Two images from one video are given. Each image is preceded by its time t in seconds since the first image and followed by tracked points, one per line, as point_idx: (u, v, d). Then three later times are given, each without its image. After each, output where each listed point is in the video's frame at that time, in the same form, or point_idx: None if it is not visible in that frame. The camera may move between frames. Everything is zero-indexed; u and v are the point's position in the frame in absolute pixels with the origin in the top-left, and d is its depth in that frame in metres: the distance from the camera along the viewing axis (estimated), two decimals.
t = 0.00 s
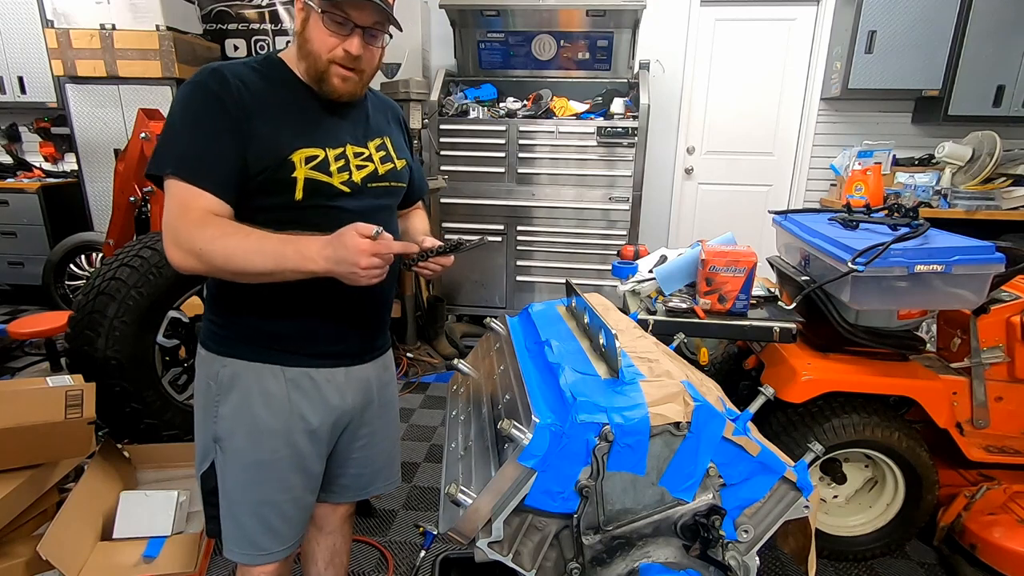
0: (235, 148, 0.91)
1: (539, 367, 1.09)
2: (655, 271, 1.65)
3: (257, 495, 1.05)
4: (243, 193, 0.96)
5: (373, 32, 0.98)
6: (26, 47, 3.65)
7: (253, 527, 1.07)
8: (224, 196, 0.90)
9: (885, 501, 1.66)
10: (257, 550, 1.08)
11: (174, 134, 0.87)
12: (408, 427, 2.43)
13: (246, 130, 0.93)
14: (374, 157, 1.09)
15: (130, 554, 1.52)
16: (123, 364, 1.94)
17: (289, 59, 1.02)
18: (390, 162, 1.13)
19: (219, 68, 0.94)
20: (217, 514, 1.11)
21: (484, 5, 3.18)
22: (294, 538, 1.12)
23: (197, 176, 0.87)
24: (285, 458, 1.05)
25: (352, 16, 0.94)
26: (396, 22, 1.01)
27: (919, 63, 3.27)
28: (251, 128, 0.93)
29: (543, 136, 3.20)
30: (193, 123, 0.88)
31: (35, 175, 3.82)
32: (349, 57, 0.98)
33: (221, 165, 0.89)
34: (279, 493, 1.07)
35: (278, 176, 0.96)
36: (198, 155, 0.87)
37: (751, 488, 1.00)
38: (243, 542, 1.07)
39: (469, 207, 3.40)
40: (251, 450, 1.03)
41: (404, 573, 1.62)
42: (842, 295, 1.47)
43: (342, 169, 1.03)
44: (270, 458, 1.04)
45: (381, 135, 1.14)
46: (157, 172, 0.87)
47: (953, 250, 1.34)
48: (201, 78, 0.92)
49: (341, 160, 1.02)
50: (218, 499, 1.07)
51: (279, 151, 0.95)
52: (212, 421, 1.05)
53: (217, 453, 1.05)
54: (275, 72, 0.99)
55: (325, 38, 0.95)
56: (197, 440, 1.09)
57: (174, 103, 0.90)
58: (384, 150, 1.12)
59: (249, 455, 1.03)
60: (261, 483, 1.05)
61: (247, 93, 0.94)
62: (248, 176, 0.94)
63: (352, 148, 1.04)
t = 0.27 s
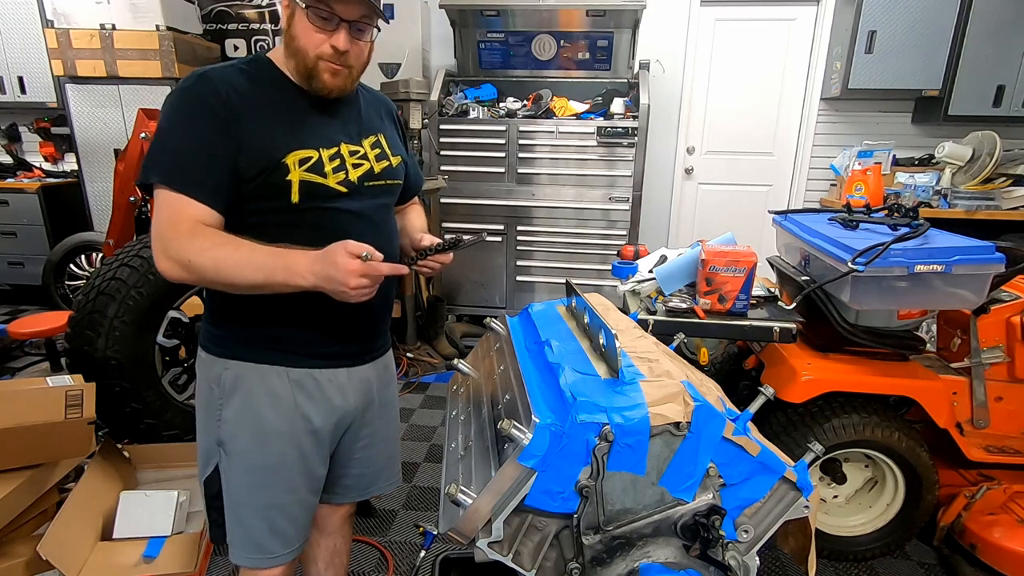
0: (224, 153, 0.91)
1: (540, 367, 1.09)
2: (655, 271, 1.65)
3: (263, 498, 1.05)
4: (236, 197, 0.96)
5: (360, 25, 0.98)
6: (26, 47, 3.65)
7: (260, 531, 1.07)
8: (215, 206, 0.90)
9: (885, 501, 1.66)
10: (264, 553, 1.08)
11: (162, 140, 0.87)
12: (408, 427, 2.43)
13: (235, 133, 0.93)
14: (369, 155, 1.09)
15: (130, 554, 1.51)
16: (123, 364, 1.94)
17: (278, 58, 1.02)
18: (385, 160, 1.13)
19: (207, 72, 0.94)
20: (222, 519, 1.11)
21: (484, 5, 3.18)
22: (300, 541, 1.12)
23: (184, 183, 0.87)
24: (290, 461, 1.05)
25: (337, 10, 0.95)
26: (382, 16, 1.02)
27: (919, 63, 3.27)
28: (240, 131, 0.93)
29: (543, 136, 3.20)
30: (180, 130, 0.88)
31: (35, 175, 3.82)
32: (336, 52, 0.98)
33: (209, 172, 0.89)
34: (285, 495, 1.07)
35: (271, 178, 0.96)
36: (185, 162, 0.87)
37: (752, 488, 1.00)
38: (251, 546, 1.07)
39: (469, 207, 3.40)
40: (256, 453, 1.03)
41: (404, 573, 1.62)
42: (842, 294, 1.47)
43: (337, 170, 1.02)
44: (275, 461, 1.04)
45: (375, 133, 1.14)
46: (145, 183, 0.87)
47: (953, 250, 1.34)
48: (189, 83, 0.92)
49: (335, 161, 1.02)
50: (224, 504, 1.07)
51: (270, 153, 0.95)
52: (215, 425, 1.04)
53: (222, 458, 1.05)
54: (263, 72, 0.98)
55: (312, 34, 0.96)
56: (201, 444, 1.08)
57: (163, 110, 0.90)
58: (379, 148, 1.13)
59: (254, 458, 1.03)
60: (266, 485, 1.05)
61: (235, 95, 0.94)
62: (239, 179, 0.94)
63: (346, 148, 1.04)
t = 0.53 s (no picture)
0: (215, 155, 0.91)
1: (539, 367, 1.09)
2: (655, 271, 1.65)
3: (279, 499, 1.05)
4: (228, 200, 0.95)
5: (351, 15, 0.97)
6: (26, 47, 3.65)
7: (276, 533, 1.06)
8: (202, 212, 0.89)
9: (885, 500, 1.66)
10: (283, 554, 1.08)
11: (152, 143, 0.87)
12: (408, 427, 2.43)
13: (228, 135, 0.92)
14: (365, 156, 1.09)
15: (130, 554, 1.51)
16: (123, 364, 1.94)
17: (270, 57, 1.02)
18: (381, 161, 1.13)
19: (198, 73, 0.94)
20: (232, 525, 1.09)
21: (484, 5, 3.18)
22: (318, 538, 1.12)
23: (171, 187, 0.86)
24: (301, 460, 1.05)
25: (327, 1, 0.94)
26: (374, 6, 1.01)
27: (919, 63, 3.27)
28: (232, 133, 0.93)
29: (543, 136, 3.20)
30: (170, 133, 0.87)
31: (35, 175, 3.82)
32: (329, 44, 0.97)
33: (201, 175, 0.89)
34: (300, 494, 1.07)
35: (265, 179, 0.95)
36: (176, 166, 0.87)
37: (751, 488, 1.00)
38: (266, 549, 1.07)
39: (469, 207, 3.40)
40: (265, 456, 1.02)
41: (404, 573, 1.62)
42: (842, 295, 1.47)
43: (333, 172, 1.02)
44: (285, 463, 1.04)
45: (370, 133, 1.14)
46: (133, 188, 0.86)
47: (953, 250, 1.34)
48: (180, 84, 0.91)
49: (332, 164, 1.02)
50: (235, 510, 1.06)
51: (263, 154, 0.95)
52: (220, 432, 1.04)
53: (230, 464, 1.04)
54: (256, 72, 0.98)
55: (304, 28, 0.95)
56: (205, 454, 1.07)
57: (154, 113, 0.89)
58: (375, 149, 1.13)
59: (264, 461, 1.03)
60: (279, 488, 1.05)
61: (228, 96, 0.93)
62: (231, 181, 0.94)
63: (343, 149, 1.04)
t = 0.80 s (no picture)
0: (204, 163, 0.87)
1: (539, 367, 1.09)
2: (655, 271, 1.65)
3: (295, 511, 1.06)
4: (210, 210, 0.92)
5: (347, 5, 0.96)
6: (26, 47, 3.64)
7: (290, 547, 1.06)
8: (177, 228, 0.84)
9: (885, 500, 1.66)
10: (297, 567, 1.08)
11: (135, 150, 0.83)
12: (408, 427, 2.43)
13: (217, 143, 0.89)
14: (364, 159, 1.07)
15: (130, 554, 1.51)
16: (123, 364, 1.94)
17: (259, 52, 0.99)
18: (378, 163, 1.12)
19: (186, 75, 0.90)
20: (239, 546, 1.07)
21: (484, 5, 3.18)
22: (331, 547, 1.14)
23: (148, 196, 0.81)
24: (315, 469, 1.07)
25: None
26: None
27: (919, 63, 3.27)
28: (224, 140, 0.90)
29: (543, 136, 3.20)
30: (156, 141, 0.84)
31: (35, 175, 3.82)
32: (325, 36, 0.95)
33: (186, 186, 0.85)
34: (315, 503, 1.09)
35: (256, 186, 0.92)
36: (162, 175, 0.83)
37: (751, 488, 1.00)
38: (279, 564, 1.06)
39: (469, 207, 3.40)
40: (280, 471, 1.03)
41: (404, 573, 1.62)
42: (842, 295, 1.47)
43: (334, 177, 1.01)
44: (299, 475, 1.05)
45: (365, 133, 1.13)
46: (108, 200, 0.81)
47: (953, 250, 1.34)
48: (167, 88, 0.88)
49: (332, 169, 1.00)
50: (244, 529, 1.04)
51: (255, 159, 0.92)
52: (229, 450, 1.02)
53: (239, 482, 1.02)
54: (244, 71, 0.95)
55: (298, 19, 0.93)
56: (207, 475, 1.04)
57: (139, 118, 0.86)
58: (371, 149, 1.12)
59: (279, 475, 1.03)
60: (294, 499, 1.05)
61: (219, 100, 0.90)
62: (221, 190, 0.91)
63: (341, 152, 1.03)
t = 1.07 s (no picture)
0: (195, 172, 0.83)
1: (539, 367, 1.09)
2: (655, 271, 1.65)
3: (301, 534, 1.03)
4: (199, 219, 0.87)
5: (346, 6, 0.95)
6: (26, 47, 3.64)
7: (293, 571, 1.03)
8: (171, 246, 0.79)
9: (885, 501, 1.66)
10: None
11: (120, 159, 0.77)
12: (408, 427, 2.43)
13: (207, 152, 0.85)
14: (361, 164, 1.09)
15: (130, 554, 1.51)
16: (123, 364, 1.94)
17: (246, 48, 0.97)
18: (373, 168, 1.14)
19: (170, 80, 0.86)
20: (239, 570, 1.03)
21: (484, 5, 3.18)
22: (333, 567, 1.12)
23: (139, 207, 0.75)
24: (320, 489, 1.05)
25: None
26: None
27: (919, 63, 3.27)
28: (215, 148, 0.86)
29: (543, 136, 3.20)
30: (145, 150, 0.78)
31: (35, 176, 3.82)
32: (324, 37, 0.94)
33: (179, 192, 0.80)
34: (319, 524, 1.06)
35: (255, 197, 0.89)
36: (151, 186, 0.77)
37: (752, 488, 1.00)
38: None
39: (469, 207, 3.40)
40: (285, 493, 1.00)
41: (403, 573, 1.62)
42: (842, 295, 1.47)
43: (336, 187, 1.01)
44: (304, 496, 1.03)
45: (360, 134, 1.14)
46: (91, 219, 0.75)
47: (953, 250, 1.34)
48: (150, 93, 0.83)
49: (332, 179, 1.00)
50: (245, 557, 1.00)
51: (246, 167, 0.89)
52: (229, 475, 0.98)
53: (241, 508, 0.99)
54: (228, 76, 0.91)
55: (294, 20, 0.92)
56: (205, 503, 0.99)
57: (120, 125, 0.81)
58: (366, 152, 1.13)
59: (285, 498, 1.00)
60: (299, 521, 1.03)
61: (207, 106, 0.87)
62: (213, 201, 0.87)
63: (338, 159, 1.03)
